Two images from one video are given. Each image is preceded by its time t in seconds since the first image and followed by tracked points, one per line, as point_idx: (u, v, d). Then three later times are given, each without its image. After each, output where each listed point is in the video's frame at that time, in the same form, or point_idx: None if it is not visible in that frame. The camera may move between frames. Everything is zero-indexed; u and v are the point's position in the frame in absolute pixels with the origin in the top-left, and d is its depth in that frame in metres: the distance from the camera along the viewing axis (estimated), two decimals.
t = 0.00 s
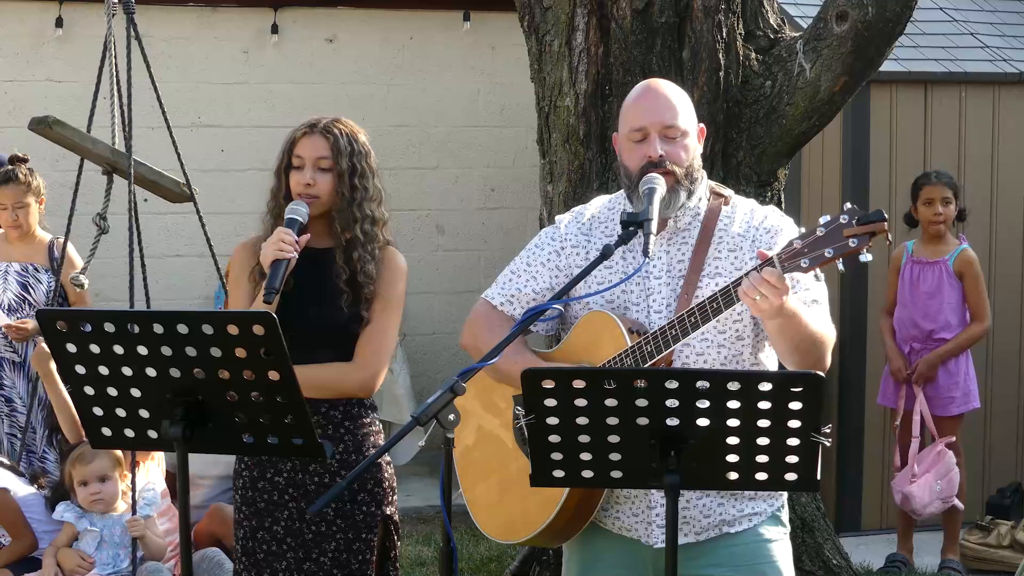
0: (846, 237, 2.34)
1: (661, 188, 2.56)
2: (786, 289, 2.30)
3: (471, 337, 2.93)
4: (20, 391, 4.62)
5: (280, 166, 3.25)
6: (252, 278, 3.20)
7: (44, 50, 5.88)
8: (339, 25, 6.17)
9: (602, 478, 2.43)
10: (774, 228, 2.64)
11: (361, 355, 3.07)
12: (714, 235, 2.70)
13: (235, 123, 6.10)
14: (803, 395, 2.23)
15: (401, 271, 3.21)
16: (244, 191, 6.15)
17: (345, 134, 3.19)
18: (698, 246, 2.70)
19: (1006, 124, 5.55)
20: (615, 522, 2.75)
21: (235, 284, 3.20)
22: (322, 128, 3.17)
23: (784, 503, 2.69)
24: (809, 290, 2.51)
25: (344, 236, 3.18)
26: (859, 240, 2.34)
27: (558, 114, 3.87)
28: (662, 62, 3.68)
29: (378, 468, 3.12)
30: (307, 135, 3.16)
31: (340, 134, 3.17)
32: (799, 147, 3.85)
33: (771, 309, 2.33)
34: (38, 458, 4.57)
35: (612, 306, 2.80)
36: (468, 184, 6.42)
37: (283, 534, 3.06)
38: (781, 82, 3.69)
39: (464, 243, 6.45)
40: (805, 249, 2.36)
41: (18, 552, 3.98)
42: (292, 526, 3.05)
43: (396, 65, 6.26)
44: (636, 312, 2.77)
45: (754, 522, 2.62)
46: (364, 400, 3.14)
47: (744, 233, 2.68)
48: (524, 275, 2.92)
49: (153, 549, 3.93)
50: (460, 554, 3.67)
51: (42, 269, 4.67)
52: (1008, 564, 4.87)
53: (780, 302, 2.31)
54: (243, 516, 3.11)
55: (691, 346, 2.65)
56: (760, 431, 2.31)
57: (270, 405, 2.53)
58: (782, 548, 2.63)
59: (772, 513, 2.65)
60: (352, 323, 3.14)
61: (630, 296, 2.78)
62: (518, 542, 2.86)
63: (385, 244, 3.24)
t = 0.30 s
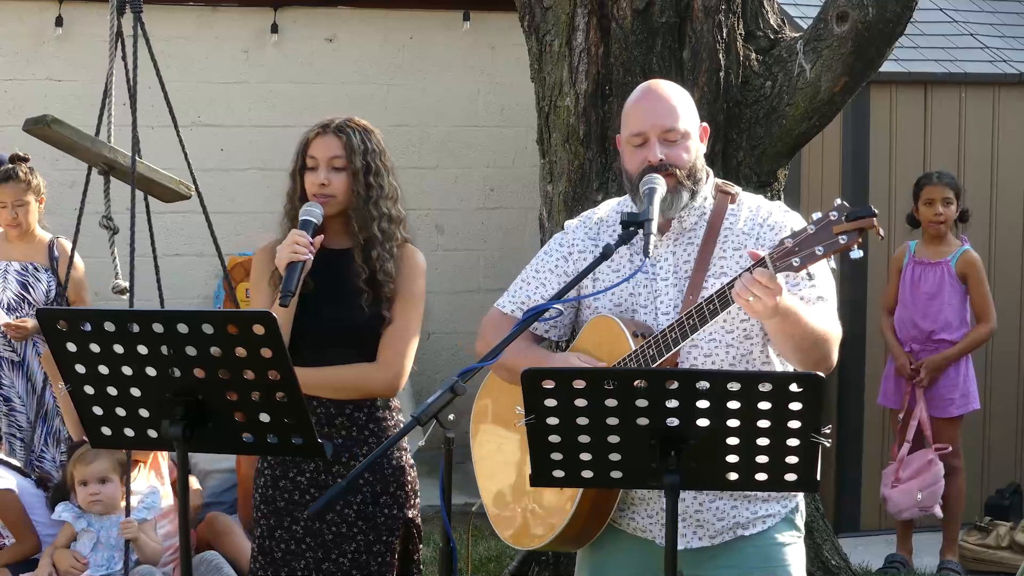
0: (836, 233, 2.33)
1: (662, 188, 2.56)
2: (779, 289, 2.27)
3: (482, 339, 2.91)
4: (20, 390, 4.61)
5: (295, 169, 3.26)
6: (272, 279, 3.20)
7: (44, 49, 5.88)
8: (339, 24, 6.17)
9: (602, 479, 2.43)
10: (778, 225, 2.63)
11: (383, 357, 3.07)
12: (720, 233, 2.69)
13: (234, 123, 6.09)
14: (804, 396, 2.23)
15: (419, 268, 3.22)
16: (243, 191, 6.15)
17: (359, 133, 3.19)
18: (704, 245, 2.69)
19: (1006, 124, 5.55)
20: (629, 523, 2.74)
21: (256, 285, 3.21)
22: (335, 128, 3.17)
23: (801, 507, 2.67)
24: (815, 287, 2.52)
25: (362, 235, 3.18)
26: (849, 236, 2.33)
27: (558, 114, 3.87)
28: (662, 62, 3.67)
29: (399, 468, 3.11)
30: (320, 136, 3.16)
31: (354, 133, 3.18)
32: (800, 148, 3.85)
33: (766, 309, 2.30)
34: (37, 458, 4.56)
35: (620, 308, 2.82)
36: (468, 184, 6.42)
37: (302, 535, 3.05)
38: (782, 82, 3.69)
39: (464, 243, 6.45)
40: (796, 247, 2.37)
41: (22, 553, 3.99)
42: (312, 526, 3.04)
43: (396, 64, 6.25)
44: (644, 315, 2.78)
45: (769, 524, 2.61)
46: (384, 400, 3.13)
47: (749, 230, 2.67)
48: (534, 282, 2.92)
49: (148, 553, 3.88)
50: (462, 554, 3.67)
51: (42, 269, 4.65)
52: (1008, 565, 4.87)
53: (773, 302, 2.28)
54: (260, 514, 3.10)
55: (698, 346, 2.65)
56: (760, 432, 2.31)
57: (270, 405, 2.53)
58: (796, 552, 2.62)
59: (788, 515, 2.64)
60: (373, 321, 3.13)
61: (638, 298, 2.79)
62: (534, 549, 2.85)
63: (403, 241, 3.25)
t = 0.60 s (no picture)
0: (826, 226, 2.33)
1: (659, 189, 2.56)
2: (771, 282, 2.27)
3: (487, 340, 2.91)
4: (20, 392, 4.60)
5: (297, 174, 3.27)
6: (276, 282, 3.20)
7: (42, 49, 5.88)
8: (337, 25, 6.16)
9: (600, 479, 2.43)
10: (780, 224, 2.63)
11: (390, 359, 3.05)
12: (723, 232, 2.69)
13: (232, 124, 6.09)
14: (801, 396, 2.23)
15: (424, 267, 3.23)
16: (241, 191, 6.14)
17: (359, 135, 3.20)
18: (706, 245, 2.69)
19: (1006, 124, 5.55)
20: (636, 524, 2.73)
21: (262, 288, 3.21)
22: (335, 131, 3.18)
23: (806, 510, 2.66)
24: (816, 283, 2.52)
25: (365, 237, 3.18)
26: (839, 228, 2.31)
27: (556, 115, 3.87)
28: (660, 63, 3.67)
29: (407, 470, 3.11)
30: (320, 139, 3.17)
31: (354, 135, 3.19)
32: (799, 147, 3.85)
33: (758, 304, 2.30)
34: (36, 459, 4.56)
35: (624, 310, 2.82)
36: (466, 185, 6.41)
37: (308, 536, 3.04)
38: (780, 82, 3.69)
39: (462, 243, 6.45)
40: (786, 241, 2.37)
41: (12, 554, 3.97)
42: (319, 527, 3.03)
43: (394, 65, 6.25)
44: (648, 315, 2.78)
45: (775, 525, 2.60)
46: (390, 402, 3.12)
47: (751, 229, 2.66)
48: (539, 285, 2.93)
49: (128, 555, 3.70)
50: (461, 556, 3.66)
51: (41, 270, 4.65)
52: (1007, 565, 4.87)
53: (766, 295, 2.28)
54: (268, 515, 3.09)
55: (700, 345, 2.65)
56: (758, 432, 2.31)
57: (268, 405, 2.53)
58: (802, 555, 2.61)
59: (794, 517, 2.63)
60: (378, 323, 3.13)
61: (642, 299, 2.79)
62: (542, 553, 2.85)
63: (406, 241, 3.25)
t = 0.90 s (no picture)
0: (829, 226, 2.32)
1: (660, 190, 2.56)
2: (773, 282, 2.27)
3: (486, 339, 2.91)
4: (24, 391, 4.60)
5: (292, 174, 3.27)
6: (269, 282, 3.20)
7: (42, 48, 5.88)
8: (337, 25, 6.17)
9: (600, 479, 2.44)
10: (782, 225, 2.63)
11: (383, 353, 3.07)
12: (724, 233, 2.69)
13: (231, 123, 6.09)
14: (801, 396, 2.23)
15: (418, 267, 3.22)
16: (241, 191, 6.14)
17: (353, 134, 3.20)
18: (707, 245, 2.69)
19: (1005, 125, 5.55)
20: (631, 524, 2.74)
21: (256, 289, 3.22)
22: (330, 130, 3.18)
23: (804, 511, 2.66)
24: (817, 285, 2.53)
25: (359, 236, 3.18)
26: (841, 229, 2.30)
27: (556, 115, 3.87)
28: (660, 64, 3.68)
29: (399, 470, 3.11)
30: (315, 138, 3.17)
31: (348, 134, 3.19)
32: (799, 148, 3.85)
33: (759, 303, 2.30)
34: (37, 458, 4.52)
35: (623, 308, 2.82)
36: (465, 185, 6.42)
37: (300, 534, 3.04)
38: (780, 83, 3.70)
39: (462, 243, 6.45)
40: (790, 241, 2.37)
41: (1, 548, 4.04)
42: (311, 526, 3.04)
43: (394, 65, 6.25)
44: (647, 315, 2.78)
45: (771, 526, 2.60)
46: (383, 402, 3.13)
47: (752, 230, 2.67)
48: (539, 283, 2.93)
49: (111, 556, 3.76)
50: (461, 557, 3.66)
51: (43, 269, 4.66)
52: (1005, 566, 4.87)
53: (767, 295, 2.28)
54: (260, 515, 3.10)
55: (699, 344, 2.65)
56: (757, 433, 2.31)
57: (268, 405, 2.53)
58: (800, 556, 2.62)
59: (791, 517, 2.64)
60: (370, 323, 3.13)
61: (641, 298, 2.79)
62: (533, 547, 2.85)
63: (400, 241, 3.25)
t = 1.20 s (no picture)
0: (831, 232, 2.33)
1: (658, 192, 2.56)
2: (773, 287, 2.28)
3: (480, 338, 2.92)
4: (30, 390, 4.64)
5: (279, 175, 3.31)
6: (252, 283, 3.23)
7: (41, 51, 5.88)
8: (336, 28, 6.18)
9: (598, 481, 2.44)
10: (777, 229, 2.64)
11: (364, 355, 3.07)
12: (719, 236, 2.70)
13: (230, 126, 6.10)
14: (799, 398, 2.24)
15: (401, 272, 3.21)
16: (240, 194, 6.14)
17: (340, 136, 3.23)
18: (702, 246, 2.70)
19: (1003, 127, 5.56)
20: (620, 525, 2.75)
21: (240, 291, 3.25)
22: (316, 131, 3.21)
23: (793, 510, 2.68)
24: (810, 291, 2.53)
25: (343, 237, 3.20)
26: (844, 235, 2.32)
27: (555, 118, 3.87)
28: (658, 66, 3.68)
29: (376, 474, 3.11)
30: (302, 139, 3.20)
31: (334, 136, 3.22)
32: (797, 150, 3.86)
33: (758, 306, 2.31)
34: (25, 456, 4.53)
35: (617, 309, 2.82)
36: (464, 187, 6.42)
37: (282, 537, 3.09)
38: (778, 85, 3.70)
39: (461, 246, 6.45)
40: (790, 246, 2.37)
41: None
42: (292, 529, 3.08)
43: (393, 67, 6.26)
44: (640, 316, 2.78)
45: (760, 525, 2.61)
46: (366, 404, 3.14)
47: (747, 234, 2.67)
48: (532, 280, 2.93)
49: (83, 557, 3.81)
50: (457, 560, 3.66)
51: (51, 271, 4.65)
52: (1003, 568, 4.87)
53: (767, 299, 2.29)
54: (244, 517, 3.14)
55: (692, 346, 2.66)
56: (755, 435, 2.31)
57: (267, 408, 2.54)
58: (789, 555, 2.63)
59: (781, 516, 2.65)
60: (351, 325, 3.14)
61: (635, 299, 2.80)
62: (520, 546, 2.86)
63: (385, 243, 3.26)
